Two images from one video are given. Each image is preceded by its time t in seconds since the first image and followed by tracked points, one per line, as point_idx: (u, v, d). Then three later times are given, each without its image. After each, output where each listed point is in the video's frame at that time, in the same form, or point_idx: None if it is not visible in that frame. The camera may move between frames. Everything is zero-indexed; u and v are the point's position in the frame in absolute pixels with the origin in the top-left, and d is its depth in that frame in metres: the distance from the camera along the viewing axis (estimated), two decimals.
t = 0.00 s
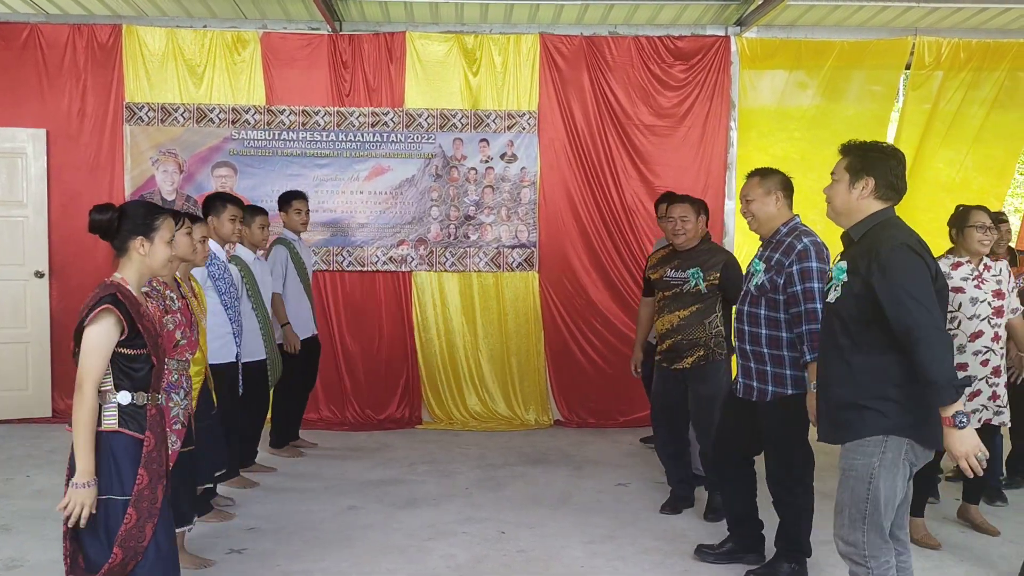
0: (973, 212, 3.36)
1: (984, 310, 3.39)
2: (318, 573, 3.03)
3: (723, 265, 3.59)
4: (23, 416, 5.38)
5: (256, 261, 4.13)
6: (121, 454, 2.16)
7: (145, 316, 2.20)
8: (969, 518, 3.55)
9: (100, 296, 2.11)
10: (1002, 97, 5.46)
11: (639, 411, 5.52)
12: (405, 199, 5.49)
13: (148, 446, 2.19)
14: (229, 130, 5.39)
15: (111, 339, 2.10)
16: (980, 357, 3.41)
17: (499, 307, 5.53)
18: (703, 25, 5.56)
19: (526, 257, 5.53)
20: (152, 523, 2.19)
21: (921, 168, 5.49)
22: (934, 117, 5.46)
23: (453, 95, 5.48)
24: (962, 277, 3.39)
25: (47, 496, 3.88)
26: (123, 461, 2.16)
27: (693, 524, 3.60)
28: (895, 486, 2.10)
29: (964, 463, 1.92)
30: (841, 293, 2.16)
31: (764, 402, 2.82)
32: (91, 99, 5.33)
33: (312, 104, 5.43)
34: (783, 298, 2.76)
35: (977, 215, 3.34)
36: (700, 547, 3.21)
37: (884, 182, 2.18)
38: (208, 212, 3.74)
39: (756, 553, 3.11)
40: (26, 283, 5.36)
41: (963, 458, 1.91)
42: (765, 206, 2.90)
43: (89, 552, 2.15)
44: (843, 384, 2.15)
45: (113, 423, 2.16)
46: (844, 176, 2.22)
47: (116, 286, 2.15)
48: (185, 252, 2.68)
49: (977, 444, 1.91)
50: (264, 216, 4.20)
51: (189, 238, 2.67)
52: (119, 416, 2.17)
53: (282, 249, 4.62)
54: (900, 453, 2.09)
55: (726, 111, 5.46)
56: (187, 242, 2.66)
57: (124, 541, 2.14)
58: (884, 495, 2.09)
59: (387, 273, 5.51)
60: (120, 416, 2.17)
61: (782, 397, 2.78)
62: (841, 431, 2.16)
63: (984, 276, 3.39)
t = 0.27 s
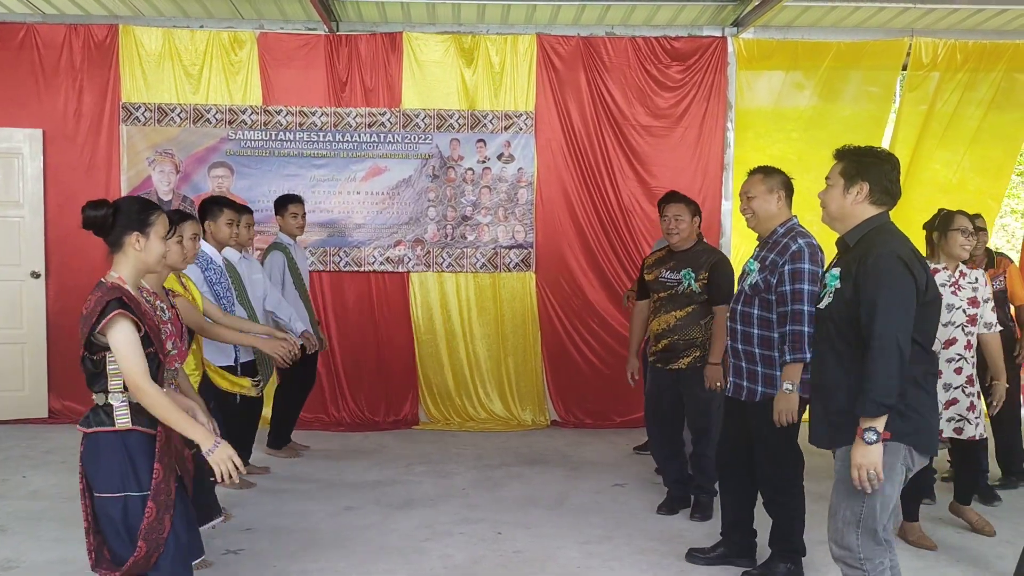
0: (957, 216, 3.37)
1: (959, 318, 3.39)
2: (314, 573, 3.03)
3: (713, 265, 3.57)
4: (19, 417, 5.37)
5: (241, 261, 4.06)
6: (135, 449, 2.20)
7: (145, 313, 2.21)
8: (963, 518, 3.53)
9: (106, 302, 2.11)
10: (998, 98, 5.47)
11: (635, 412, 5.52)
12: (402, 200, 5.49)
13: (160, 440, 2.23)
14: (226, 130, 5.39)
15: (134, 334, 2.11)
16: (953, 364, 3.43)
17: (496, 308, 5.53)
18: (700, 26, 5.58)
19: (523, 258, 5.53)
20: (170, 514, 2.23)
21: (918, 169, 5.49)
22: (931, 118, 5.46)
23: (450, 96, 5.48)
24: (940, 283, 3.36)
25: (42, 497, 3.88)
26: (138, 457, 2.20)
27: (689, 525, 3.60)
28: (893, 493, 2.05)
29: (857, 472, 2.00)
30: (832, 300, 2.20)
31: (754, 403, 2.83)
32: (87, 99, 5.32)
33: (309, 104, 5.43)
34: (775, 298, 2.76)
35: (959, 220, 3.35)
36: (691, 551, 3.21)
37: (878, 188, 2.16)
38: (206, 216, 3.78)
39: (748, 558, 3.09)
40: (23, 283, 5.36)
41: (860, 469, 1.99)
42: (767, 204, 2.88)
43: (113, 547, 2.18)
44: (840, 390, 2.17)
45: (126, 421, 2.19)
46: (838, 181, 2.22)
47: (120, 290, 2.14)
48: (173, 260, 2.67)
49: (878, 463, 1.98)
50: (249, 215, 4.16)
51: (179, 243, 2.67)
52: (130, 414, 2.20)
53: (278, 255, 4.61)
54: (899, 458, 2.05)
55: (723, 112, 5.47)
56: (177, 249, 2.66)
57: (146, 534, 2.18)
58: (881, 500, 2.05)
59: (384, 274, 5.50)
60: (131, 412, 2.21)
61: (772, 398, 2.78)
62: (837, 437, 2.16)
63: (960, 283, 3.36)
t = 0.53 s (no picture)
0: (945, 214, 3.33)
1: (949, 315, 3.38)
2: (312, 573, 3.03)
3: (716, 266, 3.58)
4: (16, 417, 5.36)
5: (236, 259, 4.04)
6: (139, 440, 2.20)
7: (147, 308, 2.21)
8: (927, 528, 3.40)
9: (102, 299, 2.12)
10: (996, 99, 5.47)
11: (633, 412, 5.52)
12: (400, 200, 5.49)
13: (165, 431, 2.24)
14: (224, 131, 5.38)
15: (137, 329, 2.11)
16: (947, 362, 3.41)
17: (494, 308, 5.53)
18: (697, 27, 5.61)
19: (521, 258, 5.53)
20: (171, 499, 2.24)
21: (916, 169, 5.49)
22: (929, 119, 5.46)
23: (448, 96, 5.48)
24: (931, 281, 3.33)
25: (40, 497, 3.87)
26: (143, 446, 2.21)
27: (687, 525, 3.60)
28: (892, 491, 2.07)
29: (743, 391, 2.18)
30: (830, 292, 2.19)
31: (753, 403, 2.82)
32: (85, 100, 5.32)
33: (307, 105, 5.42)
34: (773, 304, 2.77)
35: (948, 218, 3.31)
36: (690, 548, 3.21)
37: (889, 182, 2.14)
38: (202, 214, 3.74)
39: (746, 556, 3.10)
40: (20, 283, 5.35)
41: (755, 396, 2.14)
42: (774, 208, 2.87)
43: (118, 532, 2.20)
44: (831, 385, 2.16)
45: (129, 414, 2.19)
46: (848, 176, 2.17)
47: (117, 286, 2.15)
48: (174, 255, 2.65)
49: (763, 394, 2.13)
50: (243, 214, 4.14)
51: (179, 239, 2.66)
52: (133, 406, 2.19)
53: (277, 251, 4.64)
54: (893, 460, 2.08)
55: (721, 112, 5.47)
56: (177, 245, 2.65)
57: (153, 521, 2.19)
58: (882, 501, 2.05)
59: (383, 274, 5.50)
60: (135, 403, 2.20)
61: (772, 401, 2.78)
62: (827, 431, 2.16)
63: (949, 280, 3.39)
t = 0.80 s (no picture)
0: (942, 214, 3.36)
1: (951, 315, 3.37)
2: (310, 573, 3.03)
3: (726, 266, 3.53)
4: (15, 417, 5.36)
5: (239, 260, 4.03)
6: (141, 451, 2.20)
7: (149, 328, 2.22)
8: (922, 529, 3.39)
9: (105, 317, 2.13)
10: (995, 99, 5.48)
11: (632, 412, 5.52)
12: (399, 200, 5.50)
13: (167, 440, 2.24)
14: (224, 130, 5.38)
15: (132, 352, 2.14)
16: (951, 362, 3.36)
17: (493, 308, 5.54)
18: (697, 27, 5.61)
19: (520, 258, 5.54)
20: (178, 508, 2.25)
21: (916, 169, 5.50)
22: (929, 119, 5.46)
23: (448, 96, 5.48)
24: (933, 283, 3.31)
25: (39, 497, 3.87)
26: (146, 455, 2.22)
27: (686, 525, 3.60)
28: (902, 502, 2.00)
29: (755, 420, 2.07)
30: (831, 294, 2.12)
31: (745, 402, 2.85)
32: (84, 99, 5.32)
33: (306, 104, 5.42)
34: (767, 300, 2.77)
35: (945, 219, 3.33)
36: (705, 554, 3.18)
37: (898, 179, 2.07)
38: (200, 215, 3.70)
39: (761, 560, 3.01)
40: (19, 283, 5.35)
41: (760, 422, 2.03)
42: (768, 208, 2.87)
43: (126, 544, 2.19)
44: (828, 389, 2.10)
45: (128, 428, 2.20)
46: (858, 172, 2.12)
47: (120, 304, 2.17)
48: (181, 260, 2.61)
49: (768, 419, 2.02)
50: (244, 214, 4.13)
51: (186, 245, 2.61)
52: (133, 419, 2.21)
53: (283, 251, 4.64)
54: (900, 469, 2.00)
55: (720, 112, 5.47)
56: (184, 250, 2.60)
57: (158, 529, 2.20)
58: (893, 514, 1.98)
59: (382, 274, 5.50)
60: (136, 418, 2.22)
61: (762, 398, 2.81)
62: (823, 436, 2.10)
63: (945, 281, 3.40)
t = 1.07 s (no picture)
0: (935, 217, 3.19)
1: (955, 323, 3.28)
2: (310, 573, 3.02)
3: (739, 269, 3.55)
4: (14, 416, 5.36)
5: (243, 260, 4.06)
6: (127, 437, 2.27)
7: (150, 310, 2.29)
8: (935, 532, 3.39)
9: (109, 296, 2.19)
10: (995, 99, 5.48)
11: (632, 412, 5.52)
12: (399, 200, 5.49)
13: (154, 430, 2.29)
14: (223, 130, 5.38)
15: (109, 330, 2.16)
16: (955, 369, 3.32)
17: (494, 309, 5.54)
18: (697, 26, 5.60)
19: (520, 258, 5.54)
20: (155, 499, 2.30)
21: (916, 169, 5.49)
22: (929, 119, 5.46)
23: (448, 95, 5.48)
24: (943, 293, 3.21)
25: (38, 497, 3.87)
26: (130, 445, 2.27)
27: (686, 525, 3.60)
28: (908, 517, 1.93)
29: (900, 506, 1.78)
30: (841, 307, 2.04)
31: (735, 402, 2.83)
32: (84, 99, 5.31)
33: (306, 104, 5.42)
34: (765, 300, 2.76)
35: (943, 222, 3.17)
36: (705, 553, 3.18)
37: (898, 184, 2.00)
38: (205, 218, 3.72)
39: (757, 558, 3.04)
40: (19, 282, 5.35)
41: (899, 500, 1.78)
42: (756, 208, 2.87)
43: (99, 523, 2.27)
44: (842, 407, 2.02)
45: (121, 411, 2.26)
46: (857, 178, 2.06)
47: (124, 285, 2.22)
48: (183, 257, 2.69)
49: (920, 490, 1.77)
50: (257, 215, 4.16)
51: (189, 242, 2.68)
52: (126, 405, 2.26)
53: (291, 252, 4.64)
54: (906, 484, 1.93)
55: (720, 112, 5.47)
56: (187, 248, 2.68)
57: (129, 517, 2.26)
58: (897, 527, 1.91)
59: (382, 274, 5.50)
60: (129, 403, 2.27)
61: (754, 399, 2.79)
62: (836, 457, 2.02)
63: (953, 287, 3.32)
